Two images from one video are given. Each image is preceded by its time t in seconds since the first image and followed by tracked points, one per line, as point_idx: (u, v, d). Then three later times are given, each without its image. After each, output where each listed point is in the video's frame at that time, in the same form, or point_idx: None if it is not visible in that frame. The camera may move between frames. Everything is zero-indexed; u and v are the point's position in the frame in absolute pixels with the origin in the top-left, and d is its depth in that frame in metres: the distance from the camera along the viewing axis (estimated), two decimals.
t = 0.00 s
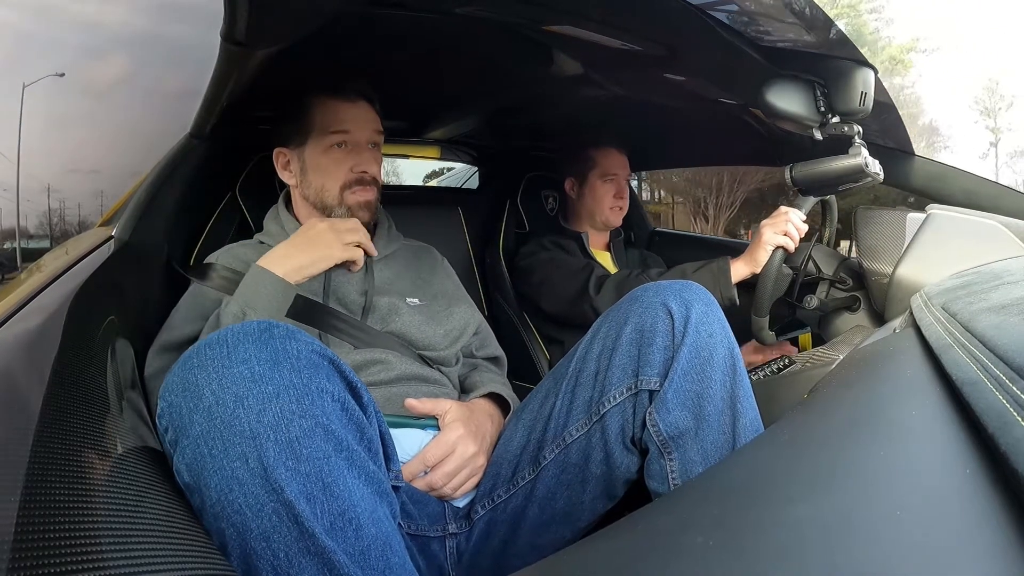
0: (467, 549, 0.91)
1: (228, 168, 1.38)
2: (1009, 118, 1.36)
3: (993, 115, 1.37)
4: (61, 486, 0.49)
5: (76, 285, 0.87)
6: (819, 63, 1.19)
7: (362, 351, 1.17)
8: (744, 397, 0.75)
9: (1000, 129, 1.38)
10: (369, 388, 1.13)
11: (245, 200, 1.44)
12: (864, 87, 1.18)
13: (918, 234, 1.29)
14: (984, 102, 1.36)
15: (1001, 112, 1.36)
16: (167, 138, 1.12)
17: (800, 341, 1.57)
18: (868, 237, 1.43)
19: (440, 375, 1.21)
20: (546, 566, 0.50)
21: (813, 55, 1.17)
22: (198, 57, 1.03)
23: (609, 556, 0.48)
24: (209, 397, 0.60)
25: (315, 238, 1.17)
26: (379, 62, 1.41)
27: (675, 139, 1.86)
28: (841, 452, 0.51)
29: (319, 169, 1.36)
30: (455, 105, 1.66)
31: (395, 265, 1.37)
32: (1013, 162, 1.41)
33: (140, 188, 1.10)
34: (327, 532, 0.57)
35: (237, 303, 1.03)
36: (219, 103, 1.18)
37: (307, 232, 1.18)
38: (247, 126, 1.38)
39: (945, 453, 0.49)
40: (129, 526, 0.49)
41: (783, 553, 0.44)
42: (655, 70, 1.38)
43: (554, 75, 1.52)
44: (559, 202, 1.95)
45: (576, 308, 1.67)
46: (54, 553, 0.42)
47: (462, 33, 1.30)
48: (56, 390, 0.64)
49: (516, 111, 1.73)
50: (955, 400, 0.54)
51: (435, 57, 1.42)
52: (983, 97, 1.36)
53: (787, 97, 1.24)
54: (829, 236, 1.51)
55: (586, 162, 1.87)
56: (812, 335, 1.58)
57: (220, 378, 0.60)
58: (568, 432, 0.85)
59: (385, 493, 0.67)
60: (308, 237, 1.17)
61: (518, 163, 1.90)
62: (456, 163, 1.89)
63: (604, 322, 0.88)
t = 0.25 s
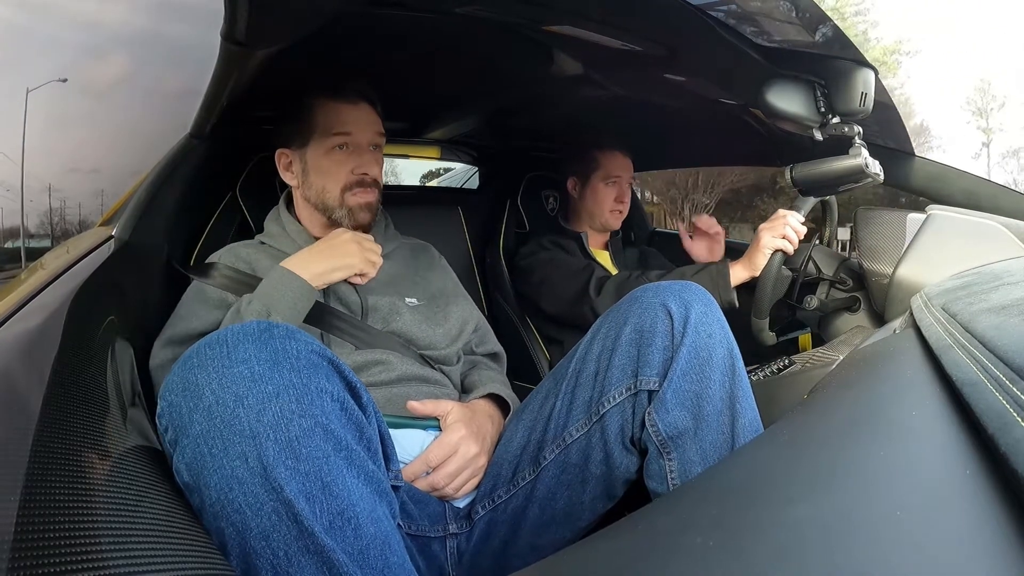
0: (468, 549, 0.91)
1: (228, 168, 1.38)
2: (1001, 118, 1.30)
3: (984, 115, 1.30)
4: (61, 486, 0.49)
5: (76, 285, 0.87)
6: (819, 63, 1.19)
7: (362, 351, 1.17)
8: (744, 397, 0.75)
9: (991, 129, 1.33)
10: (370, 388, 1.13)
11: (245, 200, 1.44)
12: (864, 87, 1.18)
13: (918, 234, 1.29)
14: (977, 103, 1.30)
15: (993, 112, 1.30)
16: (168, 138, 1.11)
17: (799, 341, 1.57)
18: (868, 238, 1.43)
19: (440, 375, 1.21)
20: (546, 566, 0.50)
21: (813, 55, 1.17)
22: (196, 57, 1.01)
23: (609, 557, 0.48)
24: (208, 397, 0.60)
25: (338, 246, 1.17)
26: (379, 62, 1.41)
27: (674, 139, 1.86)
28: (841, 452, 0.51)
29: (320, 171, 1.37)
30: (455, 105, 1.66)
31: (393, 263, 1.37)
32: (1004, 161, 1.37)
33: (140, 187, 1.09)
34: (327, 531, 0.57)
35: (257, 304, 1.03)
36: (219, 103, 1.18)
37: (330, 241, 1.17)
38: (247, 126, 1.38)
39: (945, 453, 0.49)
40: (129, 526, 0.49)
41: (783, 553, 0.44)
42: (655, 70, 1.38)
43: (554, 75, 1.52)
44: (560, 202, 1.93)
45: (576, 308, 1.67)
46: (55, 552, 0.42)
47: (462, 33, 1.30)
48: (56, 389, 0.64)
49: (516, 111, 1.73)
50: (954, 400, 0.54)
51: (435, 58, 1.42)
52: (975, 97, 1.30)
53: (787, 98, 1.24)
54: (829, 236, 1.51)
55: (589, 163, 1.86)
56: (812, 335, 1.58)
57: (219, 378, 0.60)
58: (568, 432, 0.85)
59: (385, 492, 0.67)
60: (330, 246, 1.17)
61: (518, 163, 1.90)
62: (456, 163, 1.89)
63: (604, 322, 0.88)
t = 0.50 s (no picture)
0: (467, 548, 0.91)
1: (227, 168, 1.38)
2: (992, 118, 1.42)
3: (978, 114, 1.42)
4: (61, 486, 0.49)
5: (76, 285, 0.87)
6: (820, 63, 1.19)
7: (362, 350, 1.17)
8: (743, 397, 0.75)
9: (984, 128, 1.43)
10: (367, 387, 1.13)
11: (244, 200, 1.44)
12: (864, 87, 1.18)
13: (918, 234, 1.29)
14: (969, 103, 1.42)
15: (985, 112, 1.42)
16: (168, 138, 1.11)
17: (799, 340, 1.58)
18: (868, 237, 1.43)
19: (439, 375, 1.21)
20: (546, 566, 0.50)
21: (814, 55, 1.17)
22: (196, 57, 1.02)
23: (608, 557, 0.48)
24: (207, 397, 0.60)
25: (326, 229, 1.17)
26: (380, 62, 1.41)
27: (674, 139, 1.86)
28: (840, 452, 0.51)
29: (321, 167, 1.37)
30: (456, 105, 1.66)
31: (390, 262, 1.37)
32: (997, 161, 1.46)
33: (139, 188, 1.09)
34: (325, 531, 0.57)
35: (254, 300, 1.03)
36: (219, 103, 1.18)
37: (318, 224, 1.18)
38: (247, 126, 1.38)
39: (944, 453, 0.49)
40: (128, 526, 0.49)
41: (783, 553, 0.44)
42: (655, 70, 1.38)
43: (554, 75, 1.52)
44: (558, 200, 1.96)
45: (576, 308, 1.67)
46: (55, 552, 0.42)
47: (462, 33, 1.30)
48: (56, 389, 0.64)
49: (516, 111, 1.73)
50: (953, 400, 0.54)
51: (435, 58, 1.42)
52: (968, 98, 1.42)
53: (786, 98, 1.24)
54: (830, 235, 1.52)
55: (588, 163, 1.86)
56: (812, 335, 1.58)
57: (218, 378, 0.60)
58: (567, 432, 0.85)
59: (383, 492, 0.67)
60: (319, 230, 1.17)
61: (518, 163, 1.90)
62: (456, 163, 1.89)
63: (603, 321, 0.88)
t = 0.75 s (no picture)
0: (467, 549, 0.91)
1: (227, 168, 1.38)
2: (985, 118, 1.44)
3: (970, 115, 1.44)
4: (61, 486, 0.49)
5: (76, 285, 0.87)
6: (820, 63, 1.19)
7: (365, 353, 1.16)
8: (743, 397, 0.75)
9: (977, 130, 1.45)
10: (368, 388, 1.12)
11: (244, 201, 1.44)
12: (864, 87, 1.18)
13: (917, 234, 1.29)
14: (963, 103, 1.43)
15: (978, 112, 1.43)
16: (168, 138, 1.11)
17: (799, 341, 1.59)
18: (867, 238, 1.44)
19: (438, 376, 1.21)
20: (546, 566, 0.50)
21: (814, 55, 1.17)
22: (196, 57, 1.02)
23: (608, 558, 0.48)
24: (207, 397, 0.60)
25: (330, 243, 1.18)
26: (380, 62, 1.41)
27: (674, 139, 1.86)
28: (840, 453, 0.51)
29: (322, 167, 1.36)
30: (455, 105, 1.66)
31: (389, 263, 1.38)
32: (990, 161, 1.48)
33: (139, 188, 1.09)
34: (324, 531, 0.57)
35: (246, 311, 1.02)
36: (219, 103, 1.18)
37: (320, 234, 1.18)
38: (247, 126, 1.38)
39: (944, 454, 0.49)
40: (128, 526, 0.49)
41: (783, 553, 0.44)
42: (655, 70, 1.38)
43: (554, 75, 1.52)
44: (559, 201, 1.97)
45: (576, 308, 1.67)
46: (56, 552, 0.42)
47: (461, 33, 1.30)
48: (56, 390, 0.63)
49: (515, 111, 1.73)
50: (954, 400, 0.54)
51: (434, 58, 1.42)
52: (961, 98, 1.43)
53: (787, 98, 1.24)
54: (830, 235, 1.52)
55: (585, 162, 1.87)
56: (812, 336, 1.58)
57: (217, 379, 0.60)
58: (567, 432, 0.85)
59: (382, 492, 0.67)
60: (320, 237, 1.17)
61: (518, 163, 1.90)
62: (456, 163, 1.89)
63: (603, 322, 0.88)
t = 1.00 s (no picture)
0: (467, 549, 0.91)
1: (227, 168, 1.38)
2: (977, 119, 1.41)
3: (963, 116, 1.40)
4: (61, 486, 0.49)
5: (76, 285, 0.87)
6: (819, 62, 1.19)
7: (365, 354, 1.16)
8: (743, 397, 0.75)
9: (970, 130, 1.42)
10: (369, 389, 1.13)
11: (244, 201, 1.44)
12: (864, 87, 1.18)
13: (917, 234, 1.29)
14: (956, 104, 1.40)
15: (971, 113, 1.40)
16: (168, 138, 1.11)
17: (800, 340, 1.59)
18: (867, 237, 1.45)
19: (438, 377, 1.21)
20: (546, 566, 0.50)
21: (814, 55, 1.17)
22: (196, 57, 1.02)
23: (608, 558, 0.48)
24: (206, 397, 0.60)
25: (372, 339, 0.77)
26: (380, 62, 1.41)
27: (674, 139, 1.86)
28: (840, 453, 0.51)
29: (321, 169, 1.38)
30: (455, 105, 1.66)
31: (390, 264, 1.38)
32: (982, 161, 1.46)
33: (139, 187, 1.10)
34: (324, 531, 0.57)
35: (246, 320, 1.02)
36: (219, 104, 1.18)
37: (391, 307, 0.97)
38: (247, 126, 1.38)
39: (944, 454, 0.49)
40: (129, 526, 0.49)
41: (782, 553, 0.44)
42: (655, 70, 1.38)
43: (554, 75, 1.52)
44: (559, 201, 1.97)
45: (576, 307, 1.67)
46: (56, 552, 0.42)
47: (461, 33, 1.30)
48: (56, 390, 0.64)
49: (515, 111, 1.73)
50: (953, 400, 0.54)
51: (434, 58, 1.42)
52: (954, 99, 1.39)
53: (786, 98, 1.24)
54: (830, 235, 1.52)
55: (586, 162, 1.88)
56: (812, 335, 1.58)
57: (217, 379, 0.60)
58: (567, 432, 0.85)
59: (382, 493, 0.67)
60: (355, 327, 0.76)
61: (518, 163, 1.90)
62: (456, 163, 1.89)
63: (603, 322, 0.88)
